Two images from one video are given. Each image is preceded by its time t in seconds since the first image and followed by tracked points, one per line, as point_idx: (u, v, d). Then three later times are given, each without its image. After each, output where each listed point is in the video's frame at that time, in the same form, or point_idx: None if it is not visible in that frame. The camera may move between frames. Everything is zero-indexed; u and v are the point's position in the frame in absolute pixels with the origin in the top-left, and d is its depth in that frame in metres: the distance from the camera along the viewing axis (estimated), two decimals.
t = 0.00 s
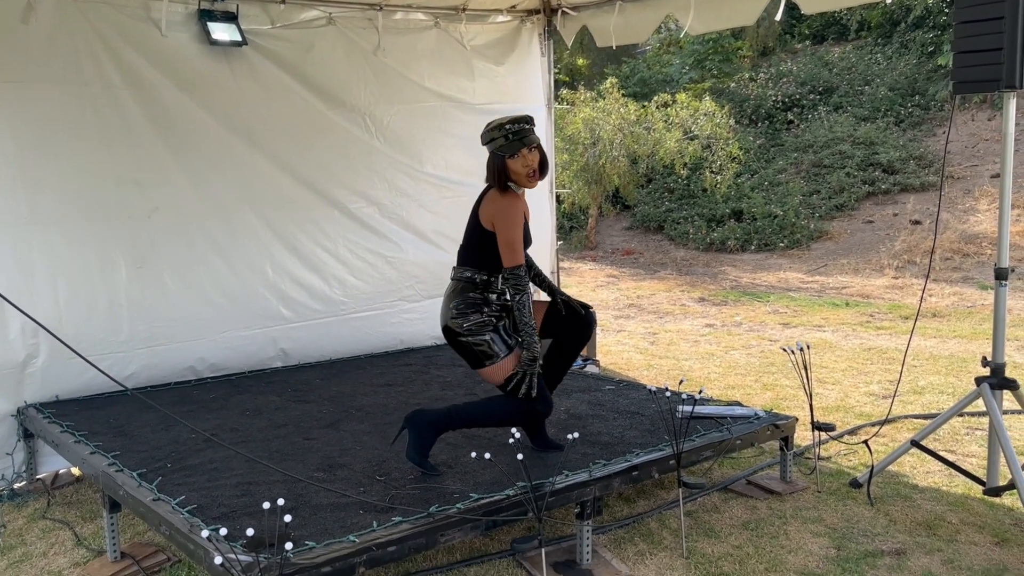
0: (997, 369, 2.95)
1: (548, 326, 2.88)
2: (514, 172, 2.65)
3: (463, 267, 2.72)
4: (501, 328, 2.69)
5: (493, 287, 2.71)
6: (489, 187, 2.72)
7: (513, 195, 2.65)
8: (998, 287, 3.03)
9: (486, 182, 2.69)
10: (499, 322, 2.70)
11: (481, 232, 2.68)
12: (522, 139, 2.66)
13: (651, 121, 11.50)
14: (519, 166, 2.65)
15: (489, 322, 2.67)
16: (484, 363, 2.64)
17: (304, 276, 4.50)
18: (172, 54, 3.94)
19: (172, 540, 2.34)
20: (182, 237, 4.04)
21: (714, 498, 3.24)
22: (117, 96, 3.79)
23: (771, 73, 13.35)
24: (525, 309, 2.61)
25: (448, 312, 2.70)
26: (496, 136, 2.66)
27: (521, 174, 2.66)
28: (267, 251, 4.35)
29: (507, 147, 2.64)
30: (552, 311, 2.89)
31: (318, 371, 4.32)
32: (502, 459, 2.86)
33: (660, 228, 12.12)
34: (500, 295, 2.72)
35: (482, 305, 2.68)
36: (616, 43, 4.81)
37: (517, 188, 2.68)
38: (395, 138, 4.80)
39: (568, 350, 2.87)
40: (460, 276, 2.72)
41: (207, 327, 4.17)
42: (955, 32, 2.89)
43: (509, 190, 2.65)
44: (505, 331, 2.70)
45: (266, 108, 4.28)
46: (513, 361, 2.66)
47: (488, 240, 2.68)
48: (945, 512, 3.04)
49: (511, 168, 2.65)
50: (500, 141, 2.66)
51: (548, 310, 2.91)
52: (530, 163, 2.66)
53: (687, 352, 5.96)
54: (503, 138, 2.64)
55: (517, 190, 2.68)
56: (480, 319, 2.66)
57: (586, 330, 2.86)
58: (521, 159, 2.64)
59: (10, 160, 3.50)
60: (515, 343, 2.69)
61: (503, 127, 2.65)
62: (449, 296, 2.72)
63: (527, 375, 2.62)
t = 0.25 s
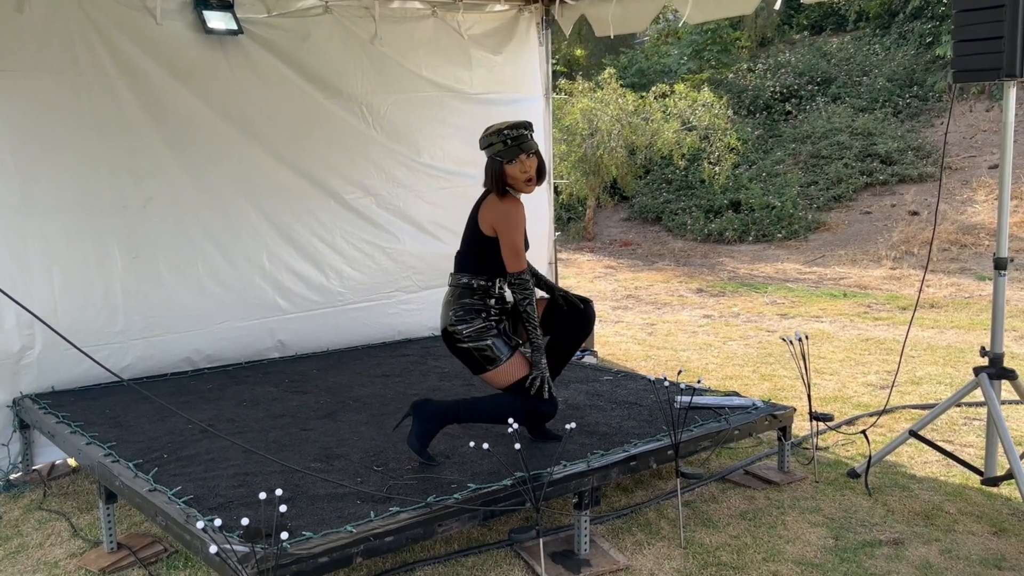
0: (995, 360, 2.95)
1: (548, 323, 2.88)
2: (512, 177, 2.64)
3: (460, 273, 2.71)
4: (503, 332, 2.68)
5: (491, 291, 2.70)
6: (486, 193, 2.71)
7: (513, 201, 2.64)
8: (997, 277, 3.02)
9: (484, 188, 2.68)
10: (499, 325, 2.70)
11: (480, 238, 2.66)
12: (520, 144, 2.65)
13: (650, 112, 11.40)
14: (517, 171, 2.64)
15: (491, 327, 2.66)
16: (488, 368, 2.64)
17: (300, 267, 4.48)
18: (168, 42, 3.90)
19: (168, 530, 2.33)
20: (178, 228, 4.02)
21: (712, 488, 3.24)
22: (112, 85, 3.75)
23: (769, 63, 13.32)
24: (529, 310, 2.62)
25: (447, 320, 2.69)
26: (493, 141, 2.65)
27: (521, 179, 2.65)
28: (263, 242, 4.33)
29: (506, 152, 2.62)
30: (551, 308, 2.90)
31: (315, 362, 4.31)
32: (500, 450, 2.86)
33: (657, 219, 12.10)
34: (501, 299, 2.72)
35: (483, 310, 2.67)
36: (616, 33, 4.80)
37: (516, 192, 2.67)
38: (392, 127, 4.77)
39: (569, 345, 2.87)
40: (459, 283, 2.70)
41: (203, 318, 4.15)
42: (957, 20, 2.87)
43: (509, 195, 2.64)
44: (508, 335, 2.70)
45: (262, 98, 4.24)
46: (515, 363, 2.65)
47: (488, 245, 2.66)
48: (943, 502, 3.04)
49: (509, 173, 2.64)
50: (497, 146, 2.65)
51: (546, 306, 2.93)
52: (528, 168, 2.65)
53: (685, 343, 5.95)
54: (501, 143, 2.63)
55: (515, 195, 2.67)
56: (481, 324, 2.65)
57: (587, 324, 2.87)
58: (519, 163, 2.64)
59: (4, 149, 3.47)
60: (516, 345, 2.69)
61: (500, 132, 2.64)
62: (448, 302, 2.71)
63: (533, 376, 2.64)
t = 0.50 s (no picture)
0: (1001, 352, 2.91)
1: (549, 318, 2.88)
2: (512, 179, 2.64)
3: (459, 277, 2.70)
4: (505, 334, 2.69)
5: (492, 294, 2.69)
6: (486, 196, 2.70)
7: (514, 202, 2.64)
8: (1003, 268, 2.98)
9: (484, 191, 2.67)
10: (501, 327, 2.70)
11: (480, 241, 2.65)
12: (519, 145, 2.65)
13: (651, 102, 11.39)
14: (517, 172, 2.64)
15: (493, 330, 2.67)
16: (491, 372, 2.67)
17: (299, 258, 4.45)
18: (165, 31, 3.86)
19: (166, 524, 2.31)
20: (176, 219, 3.99)
21: (714, 481, 3.22)
22: (109, 75, 3.71)
23: (770, 54, 13.25)
24: (531, 313, 2.63)
25: (448, 324, 2.69)
26: (493, 142, 2.64)
27: (521, 180, 2.65)
28: (261, 233, 4.30)
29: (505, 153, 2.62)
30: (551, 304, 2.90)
31: (314, 354, 4.28)
32: (501, 443, 2.83)
33: (658, 211, 12.06)
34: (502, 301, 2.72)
35: (485, 314, 2.67)
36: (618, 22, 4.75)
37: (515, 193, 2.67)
38: (391, 117, 4.72)
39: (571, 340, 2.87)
40: (460, 287, 2.69)
41: (202, 310, 4.11)
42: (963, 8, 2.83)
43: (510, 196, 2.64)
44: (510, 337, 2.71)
45: (261, 87, 4.20)
46: (518, 365, 2.69)
47: (489, 248, 2.66)
48: (947, 496, 3.01)
49: (509, 175, 2.64)
50: (496, 147, 2.65)
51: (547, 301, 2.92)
52: (528, 169, 2.66)
53: (686, 335, 5.92)
54: (501, 145, 2.63)
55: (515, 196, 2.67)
56: (483, 328, 2.65)
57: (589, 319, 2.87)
58: (519, 164, 2.64)
59: None
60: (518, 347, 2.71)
61: (499, 133, 2.63)
62: (449, 306, 2.70)
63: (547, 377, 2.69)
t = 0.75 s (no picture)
0: (1012, 346, 2.85)
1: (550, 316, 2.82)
2: (510, 177, 2.59)
3: (456, 281, 2.67)
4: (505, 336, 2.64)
5: (488, 297, 2.64)
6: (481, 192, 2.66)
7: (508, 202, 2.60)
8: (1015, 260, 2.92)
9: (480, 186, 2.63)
10: (499, 329, 2.65)
11: (470, 237, 2.63)
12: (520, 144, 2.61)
13: (654, 93, 11.30)
14: (515, 172, 2.60)
15: (492, 332, 2.62)
16: (494, 375, 2.62)
17: (298, 250, 4.39)
18: (161, 19, 3.79)
19: (160, 520, 2.26)
20: (173, 210, 3.93)
21: (719, 476, 3.17)
22: (104, 63, 3.65)
23: (775, 45, 13.15)
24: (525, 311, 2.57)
25: (448, 330, 2.66)
26: (495, 137, 2.60)
27: (518, 180, 2.61)
28: (259, 225, 4.24)
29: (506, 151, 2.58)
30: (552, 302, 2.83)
31: (313, 347, 4.23)
32: (502, 438, 2.78)
33: (661, 203, 11.99)
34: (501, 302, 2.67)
35: (482, 317, 2.63)
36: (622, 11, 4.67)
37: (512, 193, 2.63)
38: (391, 107, 4.66)
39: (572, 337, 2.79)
40: (457, 291, 2.66)
41: (199, 302, 4.06)
42: None
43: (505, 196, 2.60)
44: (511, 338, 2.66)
45: (258, 77, 4.13)
46: (519, 367, 2.63)
47: (477, 245, 2.63)
48: (956, 492, 2.96)
49: (509, 172, 2.60)
50: (497, 143, 2.61)
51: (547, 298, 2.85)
52: (527, 170, 2.62)
53: (690, 328, 5.87)
54: (502, 141, 2.59)
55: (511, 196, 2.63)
56: (481, 332, 2.61)
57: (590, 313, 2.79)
58: (520, 162, 2.60)
59: None
60: (520, 347, 2.65)
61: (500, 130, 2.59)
62: (448, 312, 2.67)
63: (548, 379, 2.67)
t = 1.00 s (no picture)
0: None
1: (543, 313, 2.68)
2: (499, 166, 2.51)
3: (446, 281, 2.58)
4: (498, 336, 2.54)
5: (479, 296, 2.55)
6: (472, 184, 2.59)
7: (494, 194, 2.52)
8: None
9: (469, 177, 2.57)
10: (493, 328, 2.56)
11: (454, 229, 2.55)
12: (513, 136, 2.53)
13: (657, 85, 11.16)
14: (505, 162, 2.51)
15: (484, 332, 2.52)
16: (488, 377, 2.52)
17: (292, 244, 4.31)
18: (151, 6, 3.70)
19: (142, 524, 2.18)
20: (164, 203, 3.85)
21: (721, 477, 3.09)
22: (92, 51, 3.56)
23: (780, 37, 13.01)
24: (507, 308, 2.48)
25: (440, 332, 2.57)
26: (489, 127, 2.53)
27: (506, 172, 2.52)
28: (252, 218, 4.16)
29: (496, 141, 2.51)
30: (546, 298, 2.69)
31: (308, 342, 4.15)
32: (497, 439, 2.70)
33: (665, 196, 11.88)
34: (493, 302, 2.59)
35: (473, 317, 2.54)
36: None
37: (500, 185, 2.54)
38: (388, 98, 4.56)
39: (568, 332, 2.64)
40: (447, 292, 2.57)
41: (191, 296, 3.98)
42: None
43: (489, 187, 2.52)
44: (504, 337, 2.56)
45: (251, 66, 4.04)
46: (513, 367, 2.53)
47: (458, 237, 2.55)
48: (965, 495, 2.87)
49: (500, 163, 2.51)
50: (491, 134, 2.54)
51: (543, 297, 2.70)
52: (518, 163, 2.53)
53: (692, 324, 5.77)
54: (494, 131, 2.52)
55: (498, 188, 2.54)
56: (473, 332, 2.52)
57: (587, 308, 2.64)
58: (516, 154, 2.52)
59: None
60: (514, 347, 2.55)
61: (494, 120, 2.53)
62: (440, 314, 2.58)
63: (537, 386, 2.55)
